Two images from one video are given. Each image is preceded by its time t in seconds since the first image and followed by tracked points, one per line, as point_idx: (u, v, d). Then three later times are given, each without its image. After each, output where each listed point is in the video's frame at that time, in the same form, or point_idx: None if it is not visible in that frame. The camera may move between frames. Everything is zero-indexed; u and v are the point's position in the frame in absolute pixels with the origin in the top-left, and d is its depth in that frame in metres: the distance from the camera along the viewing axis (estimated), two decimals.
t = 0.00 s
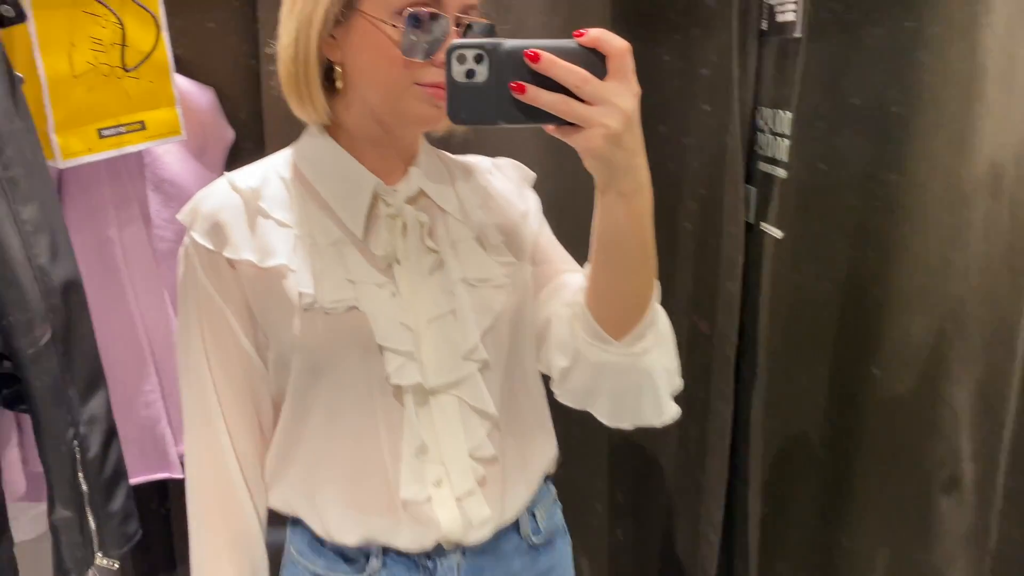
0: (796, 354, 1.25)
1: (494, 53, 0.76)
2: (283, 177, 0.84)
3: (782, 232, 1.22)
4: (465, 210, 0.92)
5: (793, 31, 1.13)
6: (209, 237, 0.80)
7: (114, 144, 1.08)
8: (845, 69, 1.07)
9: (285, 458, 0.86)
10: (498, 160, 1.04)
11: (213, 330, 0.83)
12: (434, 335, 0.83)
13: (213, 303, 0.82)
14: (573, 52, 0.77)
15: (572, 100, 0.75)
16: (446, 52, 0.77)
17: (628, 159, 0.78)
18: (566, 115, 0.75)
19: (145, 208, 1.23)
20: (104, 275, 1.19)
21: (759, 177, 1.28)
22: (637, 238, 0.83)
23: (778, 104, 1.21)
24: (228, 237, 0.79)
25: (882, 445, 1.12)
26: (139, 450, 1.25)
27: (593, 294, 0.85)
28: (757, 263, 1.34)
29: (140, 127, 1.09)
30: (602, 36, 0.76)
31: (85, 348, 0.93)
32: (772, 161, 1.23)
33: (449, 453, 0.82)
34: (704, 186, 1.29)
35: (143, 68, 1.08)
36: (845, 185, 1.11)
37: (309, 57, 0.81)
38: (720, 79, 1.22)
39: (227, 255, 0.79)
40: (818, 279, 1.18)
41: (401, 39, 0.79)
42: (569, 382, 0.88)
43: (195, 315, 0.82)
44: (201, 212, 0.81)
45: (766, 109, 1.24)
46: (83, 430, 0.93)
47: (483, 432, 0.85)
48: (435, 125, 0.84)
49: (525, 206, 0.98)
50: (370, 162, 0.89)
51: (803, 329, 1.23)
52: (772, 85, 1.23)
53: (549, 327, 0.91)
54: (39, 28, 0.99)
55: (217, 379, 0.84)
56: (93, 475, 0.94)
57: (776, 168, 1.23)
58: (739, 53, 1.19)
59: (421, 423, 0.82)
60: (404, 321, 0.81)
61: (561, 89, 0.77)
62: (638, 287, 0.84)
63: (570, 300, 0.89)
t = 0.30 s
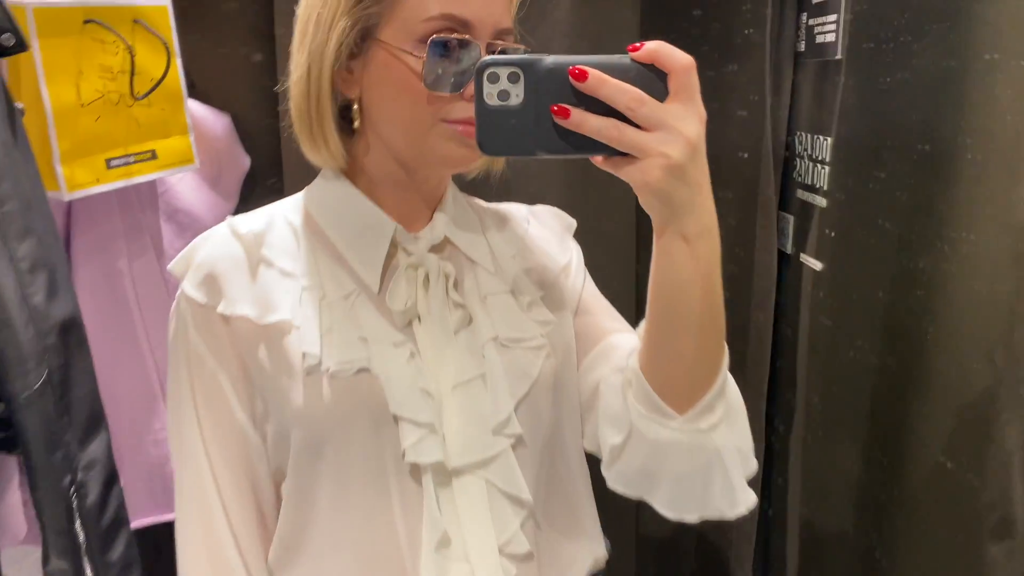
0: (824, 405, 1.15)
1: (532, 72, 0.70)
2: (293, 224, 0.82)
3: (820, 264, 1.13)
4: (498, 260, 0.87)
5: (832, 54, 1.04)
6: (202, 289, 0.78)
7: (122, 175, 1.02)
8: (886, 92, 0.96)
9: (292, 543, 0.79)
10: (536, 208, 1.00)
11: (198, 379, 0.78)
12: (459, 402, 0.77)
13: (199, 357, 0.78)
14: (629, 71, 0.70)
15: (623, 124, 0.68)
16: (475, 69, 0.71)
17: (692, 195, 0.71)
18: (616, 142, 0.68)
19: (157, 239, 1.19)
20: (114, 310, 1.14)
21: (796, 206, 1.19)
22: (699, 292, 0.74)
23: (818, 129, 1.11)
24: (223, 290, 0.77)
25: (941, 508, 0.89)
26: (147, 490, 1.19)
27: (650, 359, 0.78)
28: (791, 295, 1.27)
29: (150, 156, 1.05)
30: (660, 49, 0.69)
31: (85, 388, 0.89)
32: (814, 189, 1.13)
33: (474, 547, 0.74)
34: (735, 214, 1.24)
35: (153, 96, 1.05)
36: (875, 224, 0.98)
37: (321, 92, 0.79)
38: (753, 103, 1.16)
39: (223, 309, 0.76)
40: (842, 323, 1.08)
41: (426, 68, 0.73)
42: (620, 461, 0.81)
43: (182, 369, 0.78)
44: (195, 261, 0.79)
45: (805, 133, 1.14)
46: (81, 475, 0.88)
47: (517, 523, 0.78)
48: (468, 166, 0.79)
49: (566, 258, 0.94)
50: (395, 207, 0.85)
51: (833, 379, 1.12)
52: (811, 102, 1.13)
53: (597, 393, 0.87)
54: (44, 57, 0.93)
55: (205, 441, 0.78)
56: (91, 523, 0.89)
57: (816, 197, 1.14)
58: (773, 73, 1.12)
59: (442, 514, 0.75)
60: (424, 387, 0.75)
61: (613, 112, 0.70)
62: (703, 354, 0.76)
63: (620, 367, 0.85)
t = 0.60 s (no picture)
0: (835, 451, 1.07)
1: (559, 90, 0.64)
2: (285, 276, 0.76)
3: (840, 286, 1.03)
4: (511, 312, 0.83)
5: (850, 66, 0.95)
6: (173, 347, 0.72)
7: (111, 203, 0.98)
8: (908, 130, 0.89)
9: None
10: (543, 252, 0.97)
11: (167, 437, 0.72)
12: (483, 475, 0.70)
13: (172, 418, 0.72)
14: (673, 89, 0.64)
15: (665, 149, 0.62)
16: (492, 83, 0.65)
17: (745, 234, 0.64)
18: (659, 171, 0.62)
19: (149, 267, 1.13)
20: (103, 343, 1.05)
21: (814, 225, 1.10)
22: (753, 340, 0.68)
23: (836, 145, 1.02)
24: (200, 346, 0.71)
25: None
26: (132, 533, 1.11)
27: (691, 418, 0.72)
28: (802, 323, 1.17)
29: (141, 182, 1.01)
30: (712, 66, 0.63)
31: (66, 427, 0.85)
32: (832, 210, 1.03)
33: None
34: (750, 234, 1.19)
35: (143, 121, 1.01)
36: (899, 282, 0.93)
37: (310, 118, 0.74)
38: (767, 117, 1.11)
39: (201, 368, 0.70)
40: (852, 377, 1.02)
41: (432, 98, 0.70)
42: (661, 539, 0.74)
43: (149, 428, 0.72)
44: (167, 313, 0.73)
45: (822, 149, 1.06)
46: (60, 518, 0.85)
47: None
48: (474, 210, 0.74)
49: (581, 307, 0.90)
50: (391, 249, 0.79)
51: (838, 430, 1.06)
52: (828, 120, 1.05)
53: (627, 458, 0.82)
54: (26, 84, 0.88)
55: (177, 507, 0.72)
56: (72, 568, 0.86)
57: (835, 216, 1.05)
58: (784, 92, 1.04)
59: None
60: (443, 458, 0.68)
61: (656, 135, 0.65)
62: (754, 414, 0.70)
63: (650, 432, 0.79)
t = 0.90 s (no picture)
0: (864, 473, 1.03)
1: (587, 99, 0.62)
2: (305, 309, 0.73)
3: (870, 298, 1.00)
4: (537, 342, 0.82)
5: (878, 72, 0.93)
6: (182, 384, 0.67)
7: (131, 222, 0.98)
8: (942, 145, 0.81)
9: None
10: (561, 277, 0.97)
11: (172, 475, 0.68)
12: (519, 519, 0.68)
13: (181, 457, 0.68)
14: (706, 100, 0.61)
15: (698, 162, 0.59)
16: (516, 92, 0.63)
17: (787, 257, 0.61)
18: (690, 186, 0.58)
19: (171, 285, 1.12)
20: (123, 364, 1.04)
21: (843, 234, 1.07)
22: (792, 373, 0.65)
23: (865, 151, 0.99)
24: (214, 382, 0.67)
25: None
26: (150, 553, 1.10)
27: (729, 456, 0.69)
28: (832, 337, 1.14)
29: (161, 202, 1.01)
30: (753, 75, 0.59)
31: (86, 449, 0.86)
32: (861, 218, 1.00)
33: None
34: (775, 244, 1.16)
35: (162, 140, 1.01)
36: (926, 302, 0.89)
37: (334, 129, 0.73)
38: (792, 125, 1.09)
39: (218, 408, 0.66)
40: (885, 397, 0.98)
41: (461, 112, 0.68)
42: None
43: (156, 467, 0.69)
44: (174, 348, 0.69)
45: (849, 157, 1.03)
46: (81, 540, 0.85)
47: None
48: (496, 235, 0.72)
49: (606, 330, 0.89)
50: (410, 272, 0.78)
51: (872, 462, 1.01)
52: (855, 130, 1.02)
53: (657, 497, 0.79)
54: (46, 105, 0.88)
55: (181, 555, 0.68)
56: None
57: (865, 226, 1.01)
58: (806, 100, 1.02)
59: None
60: (481, 504, 0.67)
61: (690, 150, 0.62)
62: (797, 453, 0.67)
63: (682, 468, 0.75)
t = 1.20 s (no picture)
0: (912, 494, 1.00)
1: (635, 102, 0.60)
2: (345, 322, 0.73)
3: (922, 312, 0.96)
4: (579, 357, 0.81)
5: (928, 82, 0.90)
6: (222, 395, 0.67)
7: (180, 236, 0.99)
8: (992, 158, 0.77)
9: None
10: (606, 289, 0.96)
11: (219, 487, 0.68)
12: (564, 538, 0.66)
13: (224, 468, 0.68)
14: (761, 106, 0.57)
15: (749, 169, 0.55)
16: (563, 96, 0.62)
17: (846, 270, 0.56)
18: (741, 193, 0.55)
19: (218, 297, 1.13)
20: (169, 375, 1.05)
21: (893, 247, 1.05)
22: (849, 394, 0.61)
23: (916, 162, 0.96)
24: (253, 393, 0.67)
25: None
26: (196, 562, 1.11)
27: (778, 482, 0.65)
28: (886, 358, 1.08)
29: (208, 216, 1.03)
30: (806, 75, 0.56)
31: (132, 461, 0.87)
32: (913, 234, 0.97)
33: None
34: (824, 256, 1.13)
35: (209, 155, 1.03)
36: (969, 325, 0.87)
37: (364, 153, 0.73)
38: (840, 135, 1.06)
39: (258, 419, 0.66)
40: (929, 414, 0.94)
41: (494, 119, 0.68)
42: None
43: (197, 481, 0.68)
44: (213, 358, 0.69)
45: (898, 169, 1.00)
46: (128, 550, 0.86)
47: None
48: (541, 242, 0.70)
49: (652, 345, 0.88)
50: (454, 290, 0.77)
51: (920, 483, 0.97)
52: (907, 138, 0.98)
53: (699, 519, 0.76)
54: (99, 125, 0.90)
55: (216, 570, 0.69)
56: None
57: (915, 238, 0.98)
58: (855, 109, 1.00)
59: None
60: (524, 522, 0.65)
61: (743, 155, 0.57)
62: (851, 479, 0.63)
63: (729, 491, 0.73)
